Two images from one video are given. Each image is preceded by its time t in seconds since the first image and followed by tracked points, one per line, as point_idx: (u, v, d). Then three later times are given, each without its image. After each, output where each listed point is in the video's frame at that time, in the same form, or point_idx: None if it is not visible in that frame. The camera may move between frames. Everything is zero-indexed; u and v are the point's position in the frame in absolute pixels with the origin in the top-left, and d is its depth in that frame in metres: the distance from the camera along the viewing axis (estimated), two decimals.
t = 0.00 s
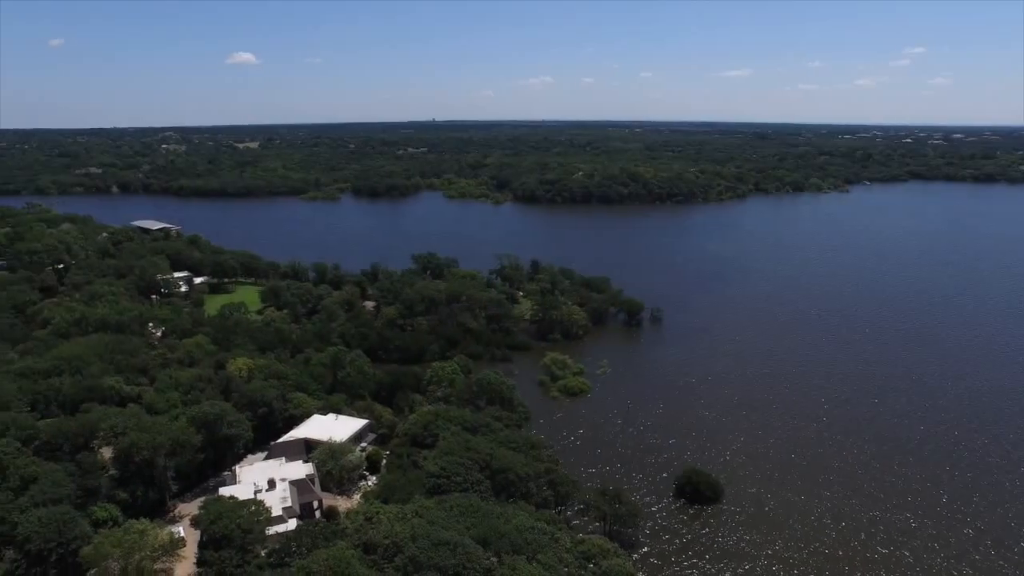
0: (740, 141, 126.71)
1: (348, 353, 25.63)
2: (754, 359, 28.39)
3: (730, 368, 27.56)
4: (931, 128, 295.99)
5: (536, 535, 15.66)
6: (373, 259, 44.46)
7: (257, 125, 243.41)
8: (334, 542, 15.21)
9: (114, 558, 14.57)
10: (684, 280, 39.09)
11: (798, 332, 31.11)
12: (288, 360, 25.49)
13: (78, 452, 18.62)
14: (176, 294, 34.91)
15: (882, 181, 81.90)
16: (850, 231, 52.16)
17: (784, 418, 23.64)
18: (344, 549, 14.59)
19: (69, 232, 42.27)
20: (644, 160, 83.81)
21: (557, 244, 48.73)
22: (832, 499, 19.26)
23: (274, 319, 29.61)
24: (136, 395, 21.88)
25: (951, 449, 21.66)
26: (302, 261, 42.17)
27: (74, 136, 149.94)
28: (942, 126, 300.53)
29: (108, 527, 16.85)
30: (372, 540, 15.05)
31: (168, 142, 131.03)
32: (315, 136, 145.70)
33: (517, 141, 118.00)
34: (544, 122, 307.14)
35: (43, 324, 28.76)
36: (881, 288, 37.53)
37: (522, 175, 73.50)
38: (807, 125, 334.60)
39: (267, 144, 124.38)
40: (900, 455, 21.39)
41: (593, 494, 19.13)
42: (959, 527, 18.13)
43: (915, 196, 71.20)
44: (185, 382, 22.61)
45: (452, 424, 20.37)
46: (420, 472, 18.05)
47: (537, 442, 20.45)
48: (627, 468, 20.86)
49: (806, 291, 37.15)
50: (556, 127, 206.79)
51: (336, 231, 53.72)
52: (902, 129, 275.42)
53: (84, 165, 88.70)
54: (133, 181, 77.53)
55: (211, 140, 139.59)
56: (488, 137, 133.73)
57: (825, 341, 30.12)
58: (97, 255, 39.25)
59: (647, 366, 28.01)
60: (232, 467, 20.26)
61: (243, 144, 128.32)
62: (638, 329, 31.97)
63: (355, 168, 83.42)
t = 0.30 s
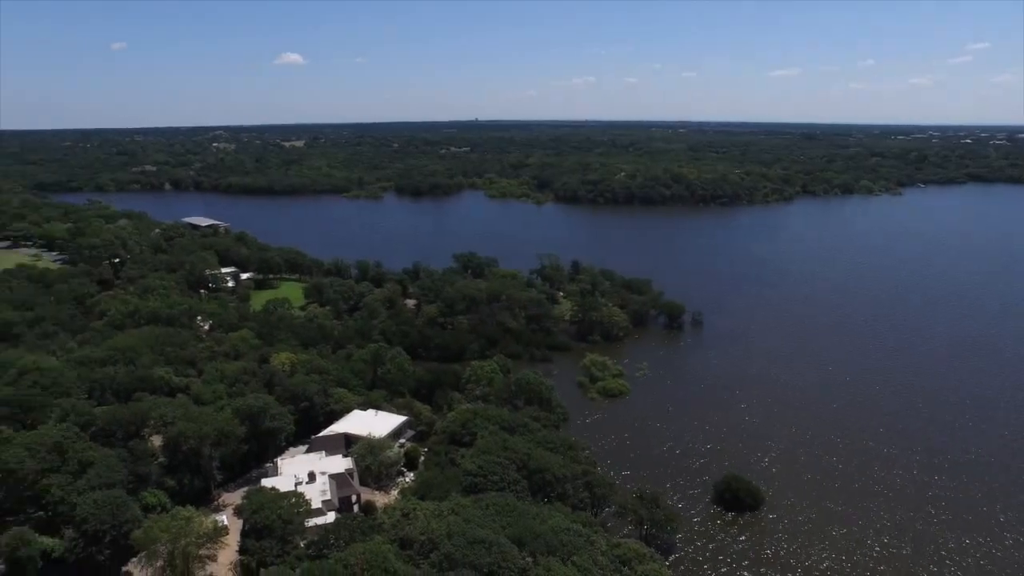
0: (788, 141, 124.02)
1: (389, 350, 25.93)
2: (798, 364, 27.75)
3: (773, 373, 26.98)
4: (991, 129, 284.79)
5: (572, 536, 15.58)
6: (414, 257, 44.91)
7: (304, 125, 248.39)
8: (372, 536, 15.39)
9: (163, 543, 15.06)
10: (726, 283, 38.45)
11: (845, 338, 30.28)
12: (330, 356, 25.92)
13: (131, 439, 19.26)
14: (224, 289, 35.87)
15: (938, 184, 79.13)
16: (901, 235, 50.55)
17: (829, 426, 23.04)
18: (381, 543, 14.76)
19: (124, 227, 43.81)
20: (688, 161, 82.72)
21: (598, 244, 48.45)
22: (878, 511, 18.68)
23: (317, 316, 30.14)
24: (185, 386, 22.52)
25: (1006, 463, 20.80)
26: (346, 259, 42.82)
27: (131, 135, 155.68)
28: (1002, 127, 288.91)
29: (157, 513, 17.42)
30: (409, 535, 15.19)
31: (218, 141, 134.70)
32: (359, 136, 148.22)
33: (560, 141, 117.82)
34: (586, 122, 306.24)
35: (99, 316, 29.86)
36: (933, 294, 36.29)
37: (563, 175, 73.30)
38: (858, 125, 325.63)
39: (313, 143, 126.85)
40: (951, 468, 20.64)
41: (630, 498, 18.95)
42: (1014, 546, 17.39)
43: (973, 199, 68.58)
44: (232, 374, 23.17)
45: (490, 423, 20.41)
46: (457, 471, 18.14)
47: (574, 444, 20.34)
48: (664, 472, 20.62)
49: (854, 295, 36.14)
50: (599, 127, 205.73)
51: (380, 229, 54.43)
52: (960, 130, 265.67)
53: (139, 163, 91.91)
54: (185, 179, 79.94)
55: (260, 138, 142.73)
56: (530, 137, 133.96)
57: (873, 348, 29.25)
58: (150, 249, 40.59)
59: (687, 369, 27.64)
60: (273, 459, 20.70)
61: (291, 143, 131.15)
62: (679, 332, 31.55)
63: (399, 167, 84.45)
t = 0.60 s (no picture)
0: (840, 142, 120.87)
1: (431, 348, 26.14)
2: (846, 373, 26.96)
3: (819, 381, 26.29)
4: None
5: (610, 539, 15.44)
6: (457, 256, 45.21)
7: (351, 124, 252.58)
8: (411, 532, 15.53)
9: (210, 528, 15.52)
10: (772, 287, 37.63)
11: (895, 347, 29.32)
12: (373, 352, 26.27)
13: (182, 428, 19.87)
14: (271, 284, 36.74)
15: (1001, 187, 75.96)
16: (959, 241, 48.74)
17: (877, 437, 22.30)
18: (420, 539, 14.89)
19: (178, 223, 45.26)
20: (736, 162, 81.28)
21: (641, 246, 47.99)
22: (928, 528, 18.00)
23: (361, 312, 30.59)
24: (233, 378, 23.11)
25: None
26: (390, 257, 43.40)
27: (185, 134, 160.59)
28: None
29: (205, 500, 17.94)
30: (447, 532, 15.28)
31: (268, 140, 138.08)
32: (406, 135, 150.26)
33: (604, 141, 117.20)
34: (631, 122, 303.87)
35: (153, 308, 30.91)
36: (991, 303, 34.84)
37: (608, 176, 72.83)
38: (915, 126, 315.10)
39: (361, 142, 128.92)
40: (1007, 486, 19.79)
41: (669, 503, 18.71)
42: None
43: None
44: (279, 367, 23.68)
45: (531, 423, 20.40)
46: (495, 470, 18.18)
47: (615, 447, 20.17)
48: (704, 478, 20.27)
49: (906, 303, 34.95)
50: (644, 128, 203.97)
51: (424, 228, 55.02)
52: None
53: (194, 161, 94.82)
54: (236, 177, 82.19)
55: (309, 138, 145.88)
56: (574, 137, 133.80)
57: (926, 358, 28.23)
58: (202, 244, 41.81)
59: (730, 374, 27.15)
60: (316, 452, 21.12)
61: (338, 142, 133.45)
62: (723, 336, 31.03)
63: (443, 166, 85.12)
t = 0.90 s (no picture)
0: (899, 144, 116.87)
1: (474, 347, 26.28)
2: (901, 381, 26.04)
3: (872, 389, 25.47)
4: None
5: (650, 545, 15.25)
6: (502, 256, 45.34)
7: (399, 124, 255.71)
8: (450, 528, 15.63)
9: (256, 517, 15.90)
10: (824, 292, 36.64)
11: (954, 356, 28.18)
12: (417, 349, 26.56)
13: (231, 418, 20.41)
14: (319, 280, 37.47)
15: None
16: None
17: (932, 450, 21.49)
18: (459, 536, 14.96)
19: (232, 219, 46.57)
20: (788, 164, 79.42)
21: (688, 248, 47.30)
22: (986, 548, 17.26)
23: (406, 310, 30.95)
24: (281, 371, 23.65)
25: None
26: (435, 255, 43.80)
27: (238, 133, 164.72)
28: None
29: (252, 489, 18.37)
30: (486, 531, 15.31)
31: (318, 139, 140.60)
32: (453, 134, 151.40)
33: (652, 142, 115.89)
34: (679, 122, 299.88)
35: (207, 302, 31.87)
36: None
37: (655, 177, 72.02)
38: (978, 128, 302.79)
39: (408, 141, 130.40)
40: None
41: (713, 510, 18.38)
42: None
43: None
44: (324, 362, 24.13)
45: (572, 424, 20.32)
46: (536, 470, 18.15)
47: (657, 451, 19.93)
48: (749, 485, 19.86)
49: (967, 310, 33.56)
50: (692, 129, 201.10)
51: (469, 227, 55.39)
52: None
53: (247, 159, 97.41)
54: (287, 175, 84.12)
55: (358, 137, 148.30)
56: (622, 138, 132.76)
57: (988, 368, 27.03)
58: (254, 240, 42.93)
59: (778, 380, 26.55)
60: (360, 447, 21.45)
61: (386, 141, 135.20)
62: (771, 342, 30.36)
63: (490, 165, 85.46)
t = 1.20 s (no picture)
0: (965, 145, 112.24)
1: (519, 347, 26.32)
2: (961, 394, 25.00)
3: (929, 401, 24.53)
4: None
5: (693, 552, 15.00)
6: (547, 257, 45.29)
7: (447, 124, 257.98)
8: (491, 527, 15.67)
9: (301, 507, 16.24)
10: (879, 299, 35.47)
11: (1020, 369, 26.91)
12: (462, 348, 26.74)
13: (280, 411, 20.91)
14: (367, 277, 38.07)
15: None
16: None
17: (994, 468, 20.57)
18: (500, 535, 15.00)
19: (284, 216, 47.70)
20: (845, 166, 77.11)
21: (738, 251, 46.38)
22: None
23: (452, 309, 31.19)
24: (328, 366, 24.11)
25: None
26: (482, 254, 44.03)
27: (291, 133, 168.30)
28: None
29: (299, 480, 18.79)
30: (527, 531, 15.30)
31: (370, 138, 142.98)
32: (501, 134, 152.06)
33: (703, 143, 114.06)
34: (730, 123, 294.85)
35: (258, 296, 32.72)
36: None
37: (705, 178, 70.88)
38: None
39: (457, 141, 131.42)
40: None
41: (758, 519, 17.98)
42: None
43: None
44: (370, 358, 24.48)
45: (616, 427, 20.15)
46: (577, 472, 18.08)
47: (702, 458, 19.60)
48: (798, 496, 19.35)
49: None
50: (744, 129, 197.18)
51: (516, 226, 55.54)
52: None
53: (299, 158, 99.70)
54: (338, 173, 85.74)
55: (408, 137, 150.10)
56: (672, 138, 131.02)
57: None
58: (305, 237, 43.88)
59: (829, 388, 25.81)
60: (404, 443, 21.70)
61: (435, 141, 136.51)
62: (823, 349, 29.54)
63: (537, 165, 85.43)
